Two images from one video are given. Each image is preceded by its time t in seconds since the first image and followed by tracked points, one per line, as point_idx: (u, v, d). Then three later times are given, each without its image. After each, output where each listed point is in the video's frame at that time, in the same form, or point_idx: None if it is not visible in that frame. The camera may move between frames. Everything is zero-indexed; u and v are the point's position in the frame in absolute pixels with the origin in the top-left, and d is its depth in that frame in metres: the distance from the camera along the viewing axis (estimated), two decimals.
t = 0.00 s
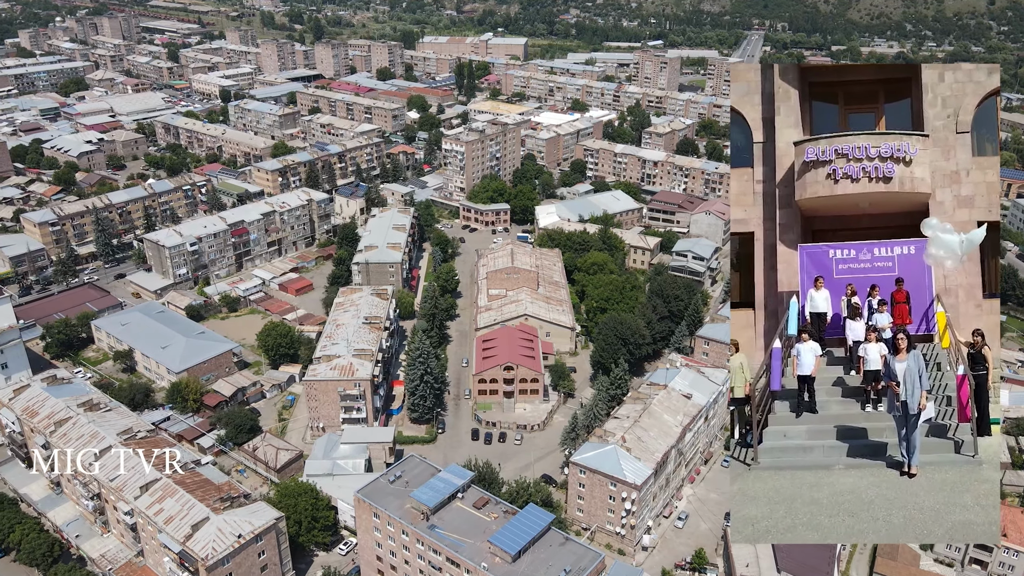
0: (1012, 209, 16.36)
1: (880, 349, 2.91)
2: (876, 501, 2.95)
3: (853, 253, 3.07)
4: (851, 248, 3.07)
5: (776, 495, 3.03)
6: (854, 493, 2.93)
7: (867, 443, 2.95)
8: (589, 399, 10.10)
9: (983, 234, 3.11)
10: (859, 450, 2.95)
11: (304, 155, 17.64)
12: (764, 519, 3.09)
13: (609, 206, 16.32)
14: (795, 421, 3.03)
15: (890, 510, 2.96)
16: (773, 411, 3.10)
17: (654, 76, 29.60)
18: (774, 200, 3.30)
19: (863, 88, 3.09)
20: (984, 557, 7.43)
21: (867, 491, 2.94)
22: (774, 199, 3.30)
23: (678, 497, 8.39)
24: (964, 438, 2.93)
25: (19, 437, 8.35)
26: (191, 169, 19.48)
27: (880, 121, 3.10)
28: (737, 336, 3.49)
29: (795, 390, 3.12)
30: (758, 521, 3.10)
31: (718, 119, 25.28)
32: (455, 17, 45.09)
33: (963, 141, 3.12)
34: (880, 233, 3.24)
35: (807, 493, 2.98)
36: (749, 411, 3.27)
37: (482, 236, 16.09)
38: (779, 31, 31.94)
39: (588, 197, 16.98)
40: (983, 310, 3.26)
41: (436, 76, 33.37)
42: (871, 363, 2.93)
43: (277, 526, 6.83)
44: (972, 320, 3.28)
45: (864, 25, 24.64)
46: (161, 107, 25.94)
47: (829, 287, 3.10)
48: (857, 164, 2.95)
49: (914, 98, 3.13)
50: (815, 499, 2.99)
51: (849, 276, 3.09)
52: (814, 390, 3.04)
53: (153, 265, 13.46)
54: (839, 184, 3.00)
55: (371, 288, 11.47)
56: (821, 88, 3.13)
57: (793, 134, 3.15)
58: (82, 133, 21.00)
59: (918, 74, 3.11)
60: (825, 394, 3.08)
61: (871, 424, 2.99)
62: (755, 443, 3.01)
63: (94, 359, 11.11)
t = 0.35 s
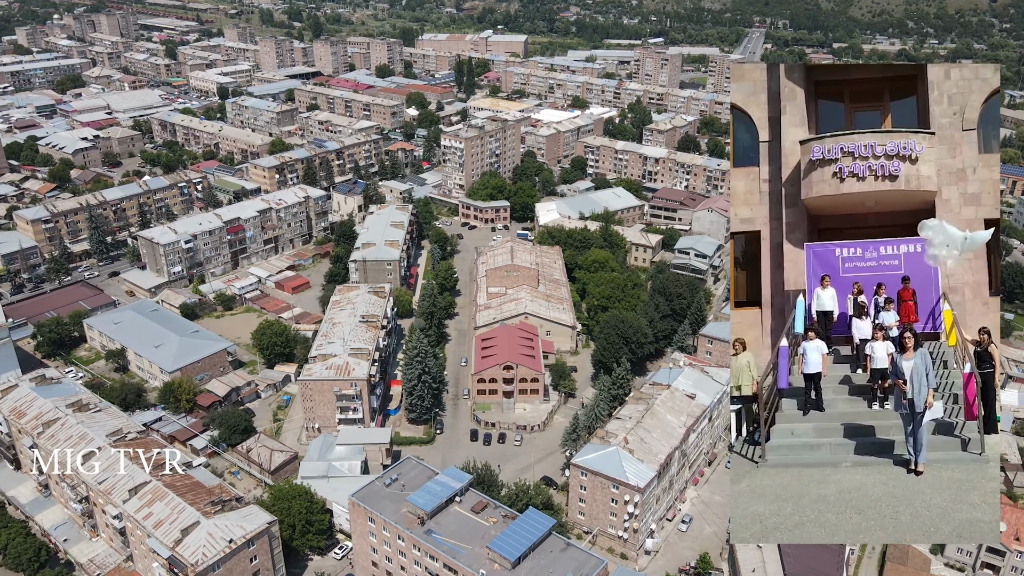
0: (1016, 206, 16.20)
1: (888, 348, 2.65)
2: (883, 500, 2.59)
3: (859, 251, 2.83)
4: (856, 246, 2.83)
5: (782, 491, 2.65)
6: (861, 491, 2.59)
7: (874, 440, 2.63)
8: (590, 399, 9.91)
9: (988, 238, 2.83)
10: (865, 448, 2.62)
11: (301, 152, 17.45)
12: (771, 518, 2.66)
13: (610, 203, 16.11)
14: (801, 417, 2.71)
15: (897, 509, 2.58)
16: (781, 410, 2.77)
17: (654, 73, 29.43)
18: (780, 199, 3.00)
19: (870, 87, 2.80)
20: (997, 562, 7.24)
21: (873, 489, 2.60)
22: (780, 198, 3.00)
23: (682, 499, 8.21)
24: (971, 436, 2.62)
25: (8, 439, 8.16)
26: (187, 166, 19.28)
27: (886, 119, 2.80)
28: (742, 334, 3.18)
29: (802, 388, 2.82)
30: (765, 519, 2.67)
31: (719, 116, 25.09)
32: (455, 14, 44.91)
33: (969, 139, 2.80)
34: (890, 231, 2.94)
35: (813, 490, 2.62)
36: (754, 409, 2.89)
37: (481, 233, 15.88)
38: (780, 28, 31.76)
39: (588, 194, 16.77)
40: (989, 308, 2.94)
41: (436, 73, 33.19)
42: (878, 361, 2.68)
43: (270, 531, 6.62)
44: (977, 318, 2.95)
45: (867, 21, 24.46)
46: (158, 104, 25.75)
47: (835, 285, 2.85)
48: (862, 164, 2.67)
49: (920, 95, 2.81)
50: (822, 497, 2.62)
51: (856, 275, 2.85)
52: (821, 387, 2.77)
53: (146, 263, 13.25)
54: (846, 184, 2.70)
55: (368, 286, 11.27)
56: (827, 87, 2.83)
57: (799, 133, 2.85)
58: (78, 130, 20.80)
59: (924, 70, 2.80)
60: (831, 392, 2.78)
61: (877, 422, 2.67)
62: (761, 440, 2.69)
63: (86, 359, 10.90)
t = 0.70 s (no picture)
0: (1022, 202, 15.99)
1: (889, 348, 2.55)
2: (886, 500, 2.53)
3: (860, 250, 2.69)
4: (857, 245, 2.69)
5: (783, 492, 2.59)
6: (864, 491, 2.53)
7: (877, 440, 2.56)
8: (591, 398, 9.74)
9: (985, 239, 2.69)
10: (868, 447, 2.56)
11: (298, 148, 17.26)
12: (773, 518, 2.61)
13: (611, 199, 15.92)
14: (802, 417, 2.63)
15: (901, 509, 2.53)
16: (781, 410, 2.70)
17: (655, 69, 29.21)
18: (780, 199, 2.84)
19: (871, 86, 2.65)
20: (1008, 565, 7.06)
21: (876, 489, 2.54)
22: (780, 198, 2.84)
23: (685, 500, 8.04)
24: (973, 436, 2.56)
25: None
26: (183, 162, 19.09)
27: (886, 119, 2.65)
28: (742, 334, 2.98)
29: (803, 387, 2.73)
30: (768, 519, 2.62)
31: (721, 112, 24.88)
32: (454, 11, 44.67)
33: (969, 139, 2.64)
34: (893, 232, 2.79)
35: (815, 490, 2.56)
36: (756, 410, 2.80)
37: (481, 230, 15.70)
38: (781, 23, 31.55)
39: (588, 190, 16.59)
40: (990, 308, 2.77)
41: (435, 69, 32.98)
42: (879, 362, 2.58)
43: (263, 533, 6.45)
44: (977, 319, 2.78)
45: (869, 16, 24.26)
46: (155, 100, 25.55)
47: (835, 286, 2.72)
48: (862, 164, 2.53)
49: (920, 95, 2.67)
50: (824, 498, 2.56)
51: (857, 275, 2.71)
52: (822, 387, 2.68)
53: (141, 260, 13.06)
54: (846, 183, 2.56)
55: (365, 283, 11.10)
56: (828, 86, 2.68)
57: (799, 133, 2.70)
58: (73, 125, 20.60)
59: (925, 70, 2.65)
60: (832, 391, 2.70)
61: (879, 422, 2.60)
62: (763, 440, 2.64)
63: (79, 357, 10.73)
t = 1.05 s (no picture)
0: None
1: (889, 348, 2.49)
2: (887, 501, 2.45)
3: (859, 253, 2.66)
4: (857, 248, 2.66)
5: (783, 494, 2.52)
6: (864, 493, 2.45)
7: (877, 442, 2.48)
8: (592, 394, 9.57)
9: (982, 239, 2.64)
10: (869, 449, 2.48)
11: (296, 141, 17.08)
12: (774, 521, 2.52)
13: (612, 193, 15.74)
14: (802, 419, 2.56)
15: (902, 510, 2.44)
16: (781, 412, 2.63)
17: (656, 62, 29.00)
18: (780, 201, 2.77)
19: (870, 87, 2.60)
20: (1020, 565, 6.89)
21: (876, 491, 2.46)
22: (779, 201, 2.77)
23: (688, 499, 7.87)
24: (973, 438, 2.47)
25: None
26: (180, 155, 18.88)
27: (885, 122, 2.60)
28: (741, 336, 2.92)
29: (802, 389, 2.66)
30: (769, 523, 2.52)
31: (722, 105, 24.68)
32: (454, 4, 44.40)
33: (969, 142, 2.60)
34: (892, 233, 2.74)
35: (815, 492, 2.48)
36: (756, 412, 2.72)
37: (480, 224, 15.51)
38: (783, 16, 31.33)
39: (589, 183, 16.41)
40: (990, 310, 2.69)
41: (434, 62, 32.75)
42: (879, 363, 2.51)
43: (256, 534, 6.28)
44: (978, 321, 2.71)
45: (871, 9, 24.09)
46: (152, 93, 25.31)
47: (835, 288, 2.68)
48: (862, 165, 2.45)
49: (920, 97, 2.61)
50: (825, 500, 2.48)
51: (856, 276, 2.68)
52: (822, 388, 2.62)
53: (135, 254, 12.87)
54: (845, 186, 2.49)
55: (363, 277, 10.93)
56: (827, 88, 2.64)
57: (799, 135, 2.65)
58: (68, 119, 20.37)
59: (925, 72, 2.61)
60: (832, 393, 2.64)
61: (879, 423, 2.53)
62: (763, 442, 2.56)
63: (71, 353, 10.56)
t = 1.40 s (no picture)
0: None
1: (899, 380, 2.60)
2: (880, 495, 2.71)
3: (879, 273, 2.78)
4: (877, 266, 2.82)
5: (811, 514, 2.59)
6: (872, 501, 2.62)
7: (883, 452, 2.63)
8: (593, 389, 9.44)
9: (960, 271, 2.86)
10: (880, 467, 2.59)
11: (293, 134, 16.91)
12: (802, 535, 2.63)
13: (613, 185, 15.58)
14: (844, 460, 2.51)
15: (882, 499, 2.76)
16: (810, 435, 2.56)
17: (657, 54, 28.75)
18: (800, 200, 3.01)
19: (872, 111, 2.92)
20: None
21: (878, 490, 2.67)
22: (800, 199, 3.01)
23: (691, 495, 7.73)
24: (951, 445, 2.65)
25: None
26: (176, 148, 18.70)
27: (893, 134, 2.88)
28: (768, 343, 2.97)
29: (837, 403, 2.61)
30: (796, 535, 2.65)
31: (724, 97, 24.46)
32: None
33: (962, 155, 2.95)
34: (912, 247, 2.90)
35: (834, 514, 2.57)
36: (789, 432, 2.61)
37: (480, 217, 15.35)
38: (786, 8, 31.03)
39: (590, 176, 16.24)
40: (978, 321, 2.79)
41: (433, 55, 32.49)
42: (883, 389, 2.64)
43: (250, 533, 6.13)
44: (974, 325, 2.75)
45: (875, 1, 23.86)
46: (149, 86, 25.11)
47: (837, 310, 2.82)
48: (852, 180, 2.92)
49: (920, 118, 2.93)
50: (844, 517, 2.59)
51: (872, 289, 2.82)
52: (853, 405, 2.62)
53: (131, 247, 12.71)
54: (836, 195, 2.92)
55: (360, 270, 10.78)
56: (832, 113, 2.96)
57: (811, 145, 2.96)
58: (64, 111, 20.17)
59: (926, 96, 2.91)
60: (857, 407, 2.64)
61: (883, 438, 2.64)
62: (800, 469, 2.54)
63: (65, 347, 10.42)
